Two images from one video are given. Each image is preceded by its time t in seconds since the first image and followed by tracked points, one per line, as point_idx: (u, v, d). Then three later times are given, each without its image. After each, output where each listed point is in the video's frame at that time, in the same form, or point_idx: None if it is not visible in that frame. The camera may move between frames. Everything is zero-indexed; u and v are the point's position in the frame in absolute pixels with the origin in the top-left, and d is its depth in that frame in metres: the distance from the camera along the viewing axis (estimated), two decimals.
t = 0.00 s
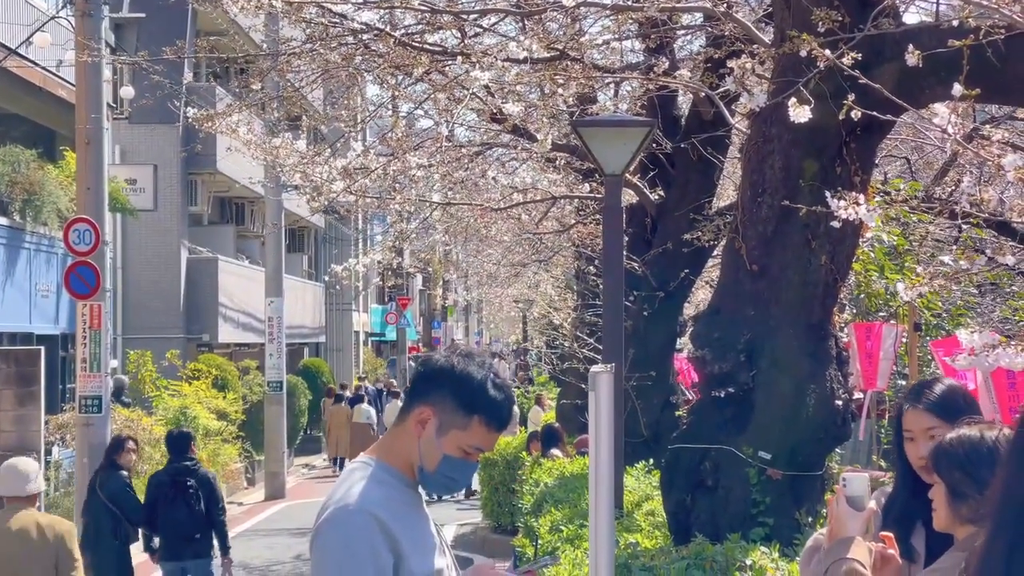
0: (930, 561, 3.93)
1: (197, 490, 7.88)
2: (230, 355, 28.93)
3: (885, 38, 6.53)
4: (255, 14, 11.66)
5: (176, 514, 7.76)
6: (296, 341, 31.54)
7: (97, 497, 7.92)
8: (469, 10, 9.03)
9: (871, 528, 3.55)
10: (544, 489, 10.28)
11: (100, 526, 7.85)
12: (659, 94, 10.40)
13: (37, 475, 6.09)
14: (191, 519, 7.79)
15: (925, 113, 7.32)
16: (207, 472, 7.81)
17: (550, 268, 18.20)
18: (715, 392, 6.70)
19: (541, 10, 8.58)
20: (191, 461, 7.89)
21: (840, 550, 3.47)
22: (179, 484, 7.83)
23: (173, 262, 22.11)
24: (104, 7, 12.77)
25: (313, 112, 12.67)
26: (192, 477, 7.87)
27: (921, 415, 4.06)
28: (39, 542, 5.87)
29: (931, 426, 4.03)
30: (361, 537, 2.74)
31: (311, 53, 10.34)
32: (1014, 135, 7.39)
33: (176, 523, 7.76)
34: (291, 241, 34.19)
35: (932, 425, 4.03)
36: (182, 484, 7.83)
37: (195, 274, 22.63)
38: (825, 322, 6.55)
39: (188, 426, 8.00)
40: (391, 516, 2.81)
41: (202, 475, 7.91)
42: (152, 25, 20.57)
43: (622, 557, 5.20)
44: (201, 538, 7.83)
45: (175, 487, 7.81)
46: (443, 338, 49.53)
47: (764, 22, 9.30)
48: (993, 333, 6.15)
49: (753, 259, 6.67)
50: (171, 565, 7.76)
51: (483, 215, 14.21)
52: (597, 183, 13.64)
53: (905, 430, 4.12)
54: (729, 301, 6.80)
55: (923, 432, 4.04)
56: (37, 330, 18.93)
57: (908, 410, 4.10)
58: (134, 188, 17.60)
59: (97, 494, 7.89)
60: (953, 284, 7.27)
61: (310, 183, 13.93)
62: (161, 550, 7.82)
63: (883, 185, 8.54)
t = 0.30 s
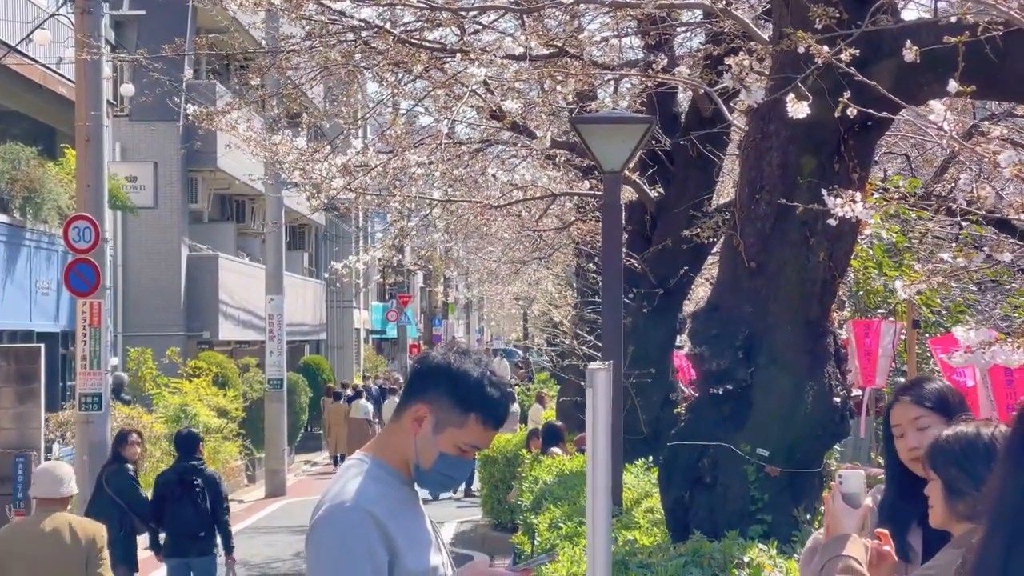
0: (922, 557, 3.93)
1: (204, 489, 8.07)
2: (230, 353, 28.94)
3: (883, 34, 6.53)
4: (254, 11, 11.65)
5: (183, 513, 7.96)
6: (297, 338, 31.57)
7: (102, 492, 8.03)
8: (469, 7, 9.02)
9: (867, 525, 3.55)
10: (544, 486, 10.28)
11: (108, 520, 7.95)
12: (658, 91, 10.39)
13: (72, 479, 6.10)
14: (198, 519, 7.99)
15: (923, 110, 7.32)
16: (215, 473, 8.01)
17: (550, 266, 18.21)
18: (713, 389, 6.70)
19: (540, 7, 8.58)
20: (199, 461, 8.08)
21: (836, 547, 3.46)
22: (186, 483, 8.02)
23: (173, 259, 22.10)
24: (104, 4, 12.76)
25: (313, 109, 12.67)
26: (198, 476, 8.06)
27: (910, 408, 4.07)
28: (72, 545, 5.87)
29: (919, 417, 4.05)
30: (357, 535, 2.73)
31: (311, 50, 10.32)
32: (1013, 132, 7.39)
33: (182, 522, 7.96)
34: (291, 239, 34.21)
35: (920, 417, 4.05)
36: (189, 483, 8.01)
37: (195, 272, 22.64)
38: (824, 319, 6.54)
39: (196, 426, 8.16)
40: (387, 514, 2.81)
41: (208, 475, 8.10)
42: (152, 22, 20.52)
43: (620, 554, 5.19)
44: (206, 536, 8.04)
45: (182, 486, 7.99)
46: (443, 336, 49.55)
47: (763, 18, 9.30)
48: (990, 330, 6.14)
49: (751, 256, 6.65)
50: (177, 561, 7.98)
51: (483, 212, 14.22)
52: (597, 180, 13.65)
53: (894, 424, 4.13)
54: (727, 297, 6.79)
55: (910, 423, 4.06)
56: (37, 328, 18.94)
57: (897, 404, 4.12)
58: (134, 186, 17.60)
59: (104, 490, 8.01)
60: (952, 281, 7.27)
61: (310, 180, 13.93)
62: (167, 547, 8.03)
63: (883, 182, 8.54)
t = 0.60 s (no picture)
0: (919, 551, 3.94)
1: (211, 479, 8.38)
2: (230, 349, 28.96)
3: (881, 29, 6.53)
4: (254, 7, 11.64)
5: (193, 502, 8.27)
6: (298, 335, 31.58)
7: (110, 484, 8.17)
8: (468, 4, 9.02)
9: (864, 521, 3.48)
10: (543, 483, 10.27)
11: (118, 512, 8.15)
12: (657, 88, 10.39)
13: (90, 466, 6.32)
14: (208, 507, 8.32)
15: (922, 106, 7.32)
16: (222, 464, 8.32)
17: (550, 262, 18.22)
18: (711, 385, 6.62)
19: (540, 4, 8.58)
20: (206, 452, 8.38)
21: (834, 543, 3.38)
22: (195, 473, 8.32)
23: (174, 256, 22.11)
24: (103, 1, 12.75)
25: (313, 106, 12.67)
26: (206, 466, 8.36)
27: (911, 403, 4.07)
28: (98, 527, 6.07)
29: (920, 413, 4.04)
30: (352, 530, 2.73)
31: (311, 47, 10.32)
32: (1013, 128, 7.39)
33: (192, 510, 8.28)
34: (292, 235, 34.22)
35: (921, 413, 4.04)
36: (198, 473, 8.31)
37: (196, 269, 22.66)
38: (822, 315, 6.54)
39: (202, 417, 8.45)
40: (382, 509, 2.80)
41: (216, 465, 8.41)
42: (153, 19, 20.46)
43: (618, 550, 5.16)
44: (215, 524, 8.39)
45: (192, 476, 8.29)
46: (444, 332, 49.56)
47: (762, 15, 9.31)
48: (987, 326, 6.14)
49: (749, 252, 6.63)
50: (187, 549, 8.31)
51: (483, 208, 14.22)
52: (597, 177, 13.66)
53: (893, 418, 4.13)
54: (725, 293, 6.78)
55: (912, 420, 4.05)
56: (38, 324, 18.94)
57: (898, 399, 4.11)
58: (135, 183, 17.61)
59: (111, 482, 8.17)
60: (952, 277, 7.27)
61: (310, 177, 13.93)
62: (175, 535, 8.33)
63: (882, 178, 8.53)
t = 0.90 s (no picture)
0: (916, 550, 3.91)
1: (213, 478, 8.35)
2: (232, 346, 29.00)
3: (880, 25, 6.51)
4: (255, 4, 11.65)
5: (194, 502, 8.24)
6: (300, 331, 31.60)
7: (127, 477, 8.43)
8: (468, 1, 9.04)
9: (861, 517, 3.42)
10: (543, 479, 10.30)
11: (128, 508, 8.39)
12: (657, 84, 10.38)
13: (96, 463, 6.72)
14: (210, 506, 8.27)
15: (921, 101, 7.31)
16: (223, 462, 8.29)
17: (552, 258, 18.22)
18: (709, 380, 6.67)
19: None
20: (207, 451, 8.36)
21: (831, 540, 3.34)
22: (196, 472, 8.30)
23: (176, 252, 22.12)
24: None
25: (315, 102, 12.68)
26: (207, 466, 8.33)
27: (910, 408, 4.01)
28: (109, 521, 6.44)
29: (918, 421, 3.98)
30: (346, 526, 2.72)
31: (311, 43, 10.35)
32: (1013, 124, 7.37)
33: (193, 508, 8.25)
34: (295, 232, 34.26)
35: (920, 420, 3.98)
36: (199, 472, 8.29)
37: (197, 265, 22.67)
38: (821, 311, 6.50)
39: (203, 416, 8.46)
40: (377, 505, 2.79)
41: (217, 464, 8.38)
42: (155, 16, 20.36)
43: (615, 545, 5.15)
44: (217, 522, 8.34)
45: (192, 476, 8.27)
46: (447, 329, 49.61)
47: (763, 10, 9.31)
48: (985, 321, 6.13)
49: (748, 248, 6.57)
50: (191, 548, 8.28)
51: (484, 204, 14.22)
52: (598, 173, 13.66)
53: (892, 422, 4.08)
54: (724, 290, 6.75)
55: (909, 426, 4.00)
56: (39, 321, 18.96)
57: (896, 402, 4.06)
58: (136, 179, 17.62)
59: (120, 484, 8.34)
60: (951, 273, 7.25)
61: (312, 173, 13.94)
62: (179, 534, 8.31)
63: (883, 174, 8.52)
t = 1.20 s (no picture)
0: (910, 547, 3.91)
1: (218, 463, 8.47)
2: (235, 341, 29.02)
3: (881, 17, 6.49)
4: None
5: (200, 490, 8.39)
6: (303, 326, 31.63)
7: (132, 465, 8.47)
8: None
9: (860, 511, 3.38)
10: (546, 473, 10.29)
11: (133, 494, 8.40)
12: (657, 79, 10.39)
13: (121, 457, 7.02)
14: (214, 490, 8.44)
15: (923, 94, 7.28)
16: (227, 450, 8.36)
17: (555, 253, 18.23)
18: (710, 374, 6.68)
19: None
20: (211, 438, 8.42)
21: (829, 533, 3.31)
22: (201, 459, 8.38)
23: (178, 247, 22.14)
24: None
25: (317, 97, 12.69)
26: (212, 453, 8.42)
27: (896, 407, 3.99)
28: (123, 509, 6.65)
29: (906, 419, 3.96)
30: (344, 518, 2.72)
31: (313, 37, 10.36)
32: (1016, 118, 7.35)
33: (199, 496, 8.41)
34: (298, 227, 34.30)
35: (906, 418, 3.97)
36: (203, 459, 8.38)
37: (201, 259, 22.69)
38: (822, 306, 6.46)
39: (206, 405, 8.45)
40: (374, 497, 2.79)
41: (221, 450, 8.46)
42: (156, 11, 20.45)
43: (617, 539, 5.14)
44: (222, 507, 8.51)
45: (198, 464, 8.36)
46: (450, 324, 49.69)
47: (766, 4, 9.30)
48: (986, 315, 6.11)
49: (749, 241, 6.56)
50: (196, 532, 8.48)
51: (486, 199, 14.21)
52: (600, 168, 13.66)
53: (881, 420, 4.06)
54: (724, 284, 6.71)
55: (898, 424, 3.97)
56: (42, 315, 18.97)
57: (884, 403, 4.04)
58: (139, 174, 17.65)
59: (130, 472, 8.43)
60: (953, 267, 7.23)
61: (314, 168, 13.94)
62: (186, 518, 8.49)
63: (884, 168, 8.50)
